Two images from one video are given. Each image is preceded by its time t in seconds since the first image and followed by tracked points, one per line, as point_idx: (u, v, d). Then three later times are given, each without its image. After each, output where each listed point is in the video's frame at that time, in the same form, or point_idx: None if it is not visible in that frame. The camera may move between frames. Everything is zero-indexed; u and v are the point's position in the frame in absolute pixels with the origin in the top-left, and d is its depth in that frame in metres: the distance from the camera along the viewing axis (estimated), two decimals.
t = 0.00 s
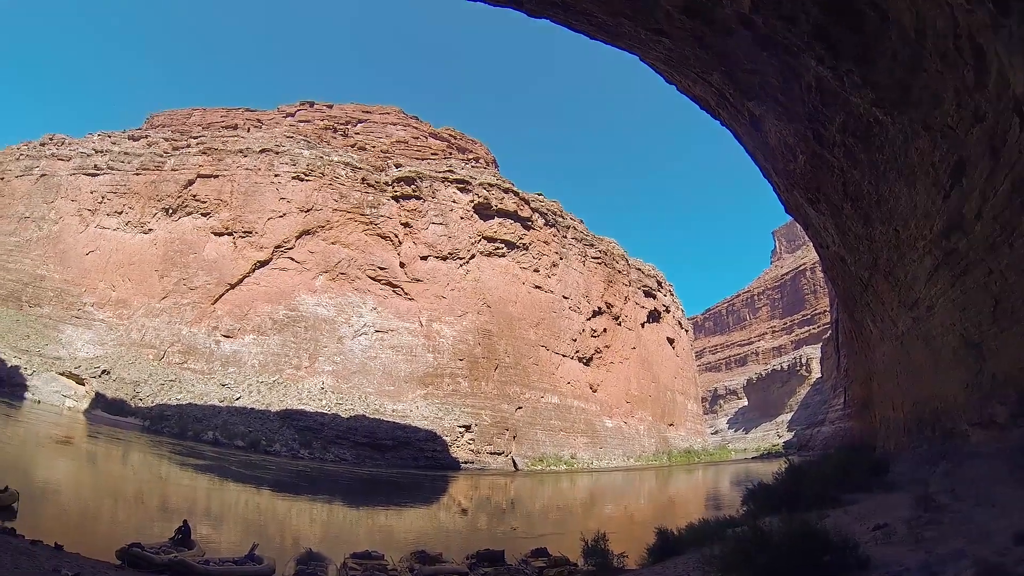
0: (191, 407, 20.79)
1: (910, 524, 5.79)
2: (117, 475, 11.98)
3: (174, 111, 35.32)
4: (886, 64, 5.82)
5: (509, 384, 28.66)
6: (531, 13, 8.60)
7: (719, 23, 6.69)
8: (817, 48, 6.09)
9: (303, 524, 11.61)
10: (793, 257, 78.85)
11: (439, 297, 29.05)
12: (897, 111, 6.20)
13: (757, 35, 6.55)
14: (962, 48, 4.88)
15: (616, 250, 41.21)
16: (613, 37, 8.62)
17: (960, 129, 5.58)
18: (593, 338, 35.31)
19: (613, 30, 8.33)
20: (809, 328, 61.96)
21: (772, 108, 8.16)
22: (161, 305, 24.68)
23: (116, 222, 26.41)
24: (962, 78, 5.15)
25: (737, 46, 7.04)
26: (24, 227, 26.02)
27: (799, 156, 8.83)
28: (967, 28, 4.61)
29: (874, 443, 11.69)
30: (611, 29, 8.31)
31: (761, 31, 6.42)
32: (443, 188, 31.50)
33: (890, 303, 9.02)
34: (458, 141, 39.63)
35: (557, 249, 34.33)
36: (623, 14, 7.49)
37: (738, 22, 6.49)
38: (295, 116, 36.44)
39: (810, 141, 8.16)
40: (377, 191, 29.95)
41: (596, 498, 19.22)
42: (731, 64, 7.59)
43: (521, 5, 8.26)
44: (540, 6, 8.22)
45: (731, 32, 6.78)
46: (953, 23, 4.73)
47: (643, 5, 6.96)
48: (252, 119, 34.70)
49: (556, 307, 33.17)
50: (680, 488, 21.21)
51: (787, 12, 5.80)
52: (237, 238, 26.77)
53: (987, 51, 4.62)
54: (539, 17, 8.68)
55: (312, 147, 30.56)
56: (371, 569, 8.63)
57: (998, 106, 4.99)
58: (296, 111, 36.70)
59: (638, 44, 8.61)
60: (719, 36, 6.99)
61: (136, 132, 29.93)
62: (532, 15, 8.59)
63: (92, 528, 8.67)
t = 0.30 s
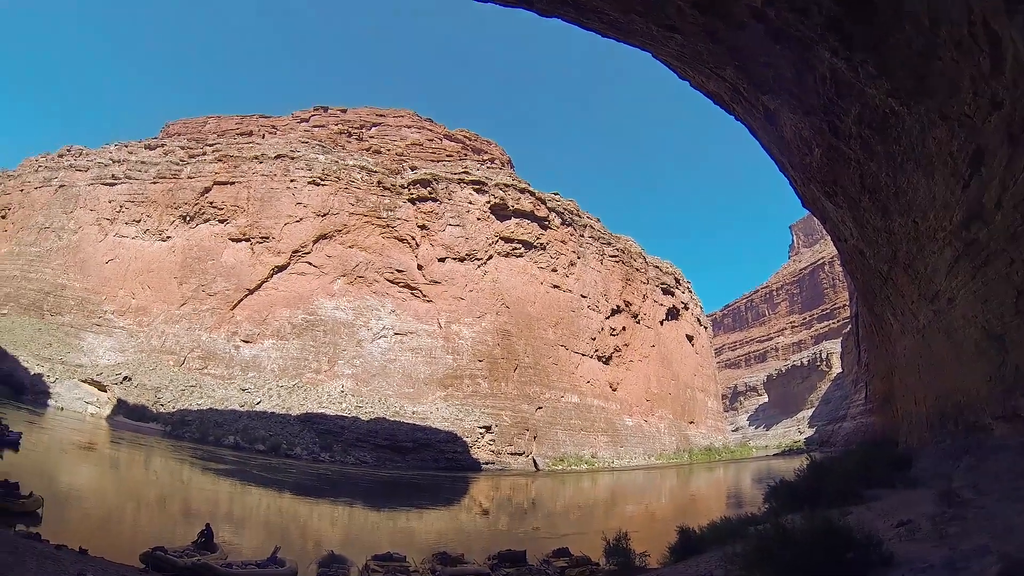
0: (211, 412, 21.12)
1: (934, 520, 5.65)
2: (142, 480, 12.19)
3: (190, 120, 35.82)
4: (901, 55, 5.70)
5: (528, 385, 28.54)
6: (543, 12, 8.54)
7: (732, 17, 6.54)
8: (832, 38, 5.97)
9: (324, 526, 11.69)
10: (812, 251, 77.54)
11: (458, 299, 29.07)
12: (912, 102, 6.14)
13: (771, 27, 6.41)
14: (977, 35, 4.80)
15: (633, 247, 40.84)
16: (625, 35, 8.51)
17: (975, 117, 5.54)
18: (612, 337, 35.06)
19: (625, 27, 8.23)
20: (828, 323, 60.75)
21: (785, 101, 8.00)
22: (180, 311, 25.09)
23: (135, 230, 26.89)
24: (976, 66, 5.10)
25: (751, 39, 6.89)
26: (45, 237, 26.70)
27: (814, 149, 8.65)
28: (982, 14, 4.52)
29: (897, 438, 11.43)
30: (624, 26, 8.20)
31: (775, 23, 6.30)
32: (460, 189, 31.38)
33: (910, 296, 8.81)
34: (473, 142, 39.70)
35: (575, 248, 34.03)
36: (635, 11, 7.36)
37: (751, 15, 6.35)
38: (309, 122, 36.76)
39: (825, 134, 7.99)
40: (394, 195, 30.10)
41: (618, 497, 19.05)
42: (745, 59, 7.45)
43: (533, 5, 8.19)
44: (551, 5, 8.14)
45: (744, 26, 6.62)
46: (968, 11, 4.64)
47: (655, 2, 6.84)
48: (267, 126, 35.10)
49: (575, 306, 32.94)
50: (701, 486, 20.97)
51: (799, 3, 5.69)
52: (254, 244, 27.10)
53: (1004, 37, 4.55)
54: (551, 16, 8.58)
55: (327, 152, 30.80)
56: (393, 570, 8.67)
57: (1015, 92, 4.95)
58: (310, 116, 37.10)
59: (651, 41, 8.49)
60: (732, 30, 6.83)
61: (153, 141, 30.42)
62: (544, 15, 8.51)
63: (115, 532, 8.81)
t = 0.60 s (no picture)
0: (231, 415, 21.43)
1: (957, 518, 5.52)
2: (164, 484, 12.41)
3: (206, 127, 36.32)
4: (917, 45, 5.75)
5: (548, 384, 28.41)
6: (555, 11, 8.52)
7: (744, 11, 6.35)
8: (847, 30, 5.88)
9: (345, 528, 11.79)
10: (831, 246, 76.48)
11: (476, 299, 29.10)
12: (930, 92, 6.19)
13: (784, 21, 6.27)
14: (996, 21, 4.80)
15: (651, 245, 40.46)
16: (638, 31, 8.42)
17: (995, 105, 5.64)
18: (631, 335, 34.84)
19: (638, 24, 8.14)
20: (848, 318, 59.85)
21: (800, 94, 7.85)
22: (200, 316, 25.50)
23: (153, 237, 27.39)
24: (996, 53, 5.30)
25: (764, 34, 6.72)
26: (65, 245, 27.23)
27: (831, 142, 8.49)
28: None
29: (920, 434, 11.18)
30: (636, 23, 8.11)
31: (787, 16, 6.16)
32: (476, 190, 31.35)
33: (931, 290, 8.61)
34: (488, 142, 39.72)
35: (593, 247, 33.72)
36: (646, 8, 7.22)
37: (764, 8, 6.21)
38: (325, 125, 37.06)
39: (842, 127, 7.85)
40: (410, 197, 30.23)
41: (638, 496, 18.92)
42: (758, 54, 7.30)
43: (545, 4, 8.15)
44: (564, 4, 8.09)
45: (757, 20, 6.44)
46: None
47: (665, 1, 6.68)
48: (283, 131, 35.47)
49: (594, 305, 32.76)
50: (722, 484, 20.76)
51: None
52: (272, 248, 27.43)
53: None
54: (563, 14, 8.50)
55: (343, 155, 31.02)
56: (415, 571, 8.70)
57: None
58: (326, 120, 37.37)
59: (665, 37, 8.37)
60: (744, 25, 6.63)
61: (171, 149, 30.91)
62: (556, 14, 8.45)
63: (140, 534, 9.02)
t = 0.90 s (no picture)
0: (252, 418, 21.72)
1: (983, 514, 5.39)
2: (187, 486, 12.60)
3: (222, 133, 36.79)
4: (934, 32, 5.67)
5: (568, 382, 28.30)
6: (567, 9, 8.46)
7: (759, 3, 6.30)
8: (861, 19, 5.82)
9: (366, 528, 11.87)
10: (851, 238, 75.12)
11: (495, 299, 29.10)
12: (948, 80, 6.05)
13: (798, 12, 6.21)
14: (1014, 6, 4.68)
15: (668, 241, 40.13)
16: (651, 27, 8.34)
17: (1014, 92, 5.49)
18: (650, 332, 34.60)
19: (651, 19, 8.07)
20: (869, 311, 58.72)
21: (815, 86, 7.71)
22: (220, 320, 25.91)
23: (172, 242, 27.87)
24: (1014, 39, 5.16)
25: (778, 26, 6.66)
26: (86, 253, 27.75)
27: (848, 134, 8.32)
28: None
29: (942, 428, 10.95)
30: (649, 19, 8.04)
31: (802, 7, 6.10)
32: (493, 190, 31.37)
33: (953, 281, 8.39)
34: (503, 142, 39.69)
35: (610, 244, 33.59)
36: (658, 3, 7.17)
37: (778, 2, 6.16)
38: (340, 129, 37.34)
39: (858, 118, 7.70)
40: (427, 197, 30.34)
41: (658, 493, 18.77)
42: (773, 46, 7.21)
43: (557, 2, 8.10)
44: (576, 2, 8.04)
45: (771, 12, 6.39)
46: None
47: None
48: (298, 135, 35.82)
49: (612, 303, 32.59)
50: (743, 481, 20.56)
51: None
52: (290, 251, 27.75)
53: None
54: (575, 12, 8.45)
55: (359, 158, 31.23)
56: (436, 571, 8.71)
57: None
58: (341, 123, 37.66)
59: (678, 32, 8.29)
60: (758, 17, 6.58)
61: (188, 156, 31.40)
62: (568, 12, 8.40)
63: (165, 535, 9.22)
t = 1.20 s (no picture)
0: (274, 421, 22.03)
1: (1010, 511, 5.28)
2: (208, 489, 12.82)
3: (239, 139, 37.33)
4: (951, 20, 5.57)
5: (589, 382, 28.15)
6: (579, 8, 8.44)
7: None
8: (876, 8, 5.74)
9: (388, 530, 11.94)
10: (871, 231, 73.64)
11: (515, 299, 29.08)
12: (966, 69, 5.93)
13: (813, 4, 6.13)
14: None
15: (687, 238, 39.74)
16: (664, 23, 8.28)
17: None
18: (670, 330, 34.32)
19: (664, 15, 8.01)
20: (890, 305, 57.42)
21: (831, 78, 7.58)
22: (240, 325, 26.34)
23: (191, 249, 28.39)
24: None
25: (793, 19, 6.59)
26: (107, 260, 28.37)
27: (865, 127, 8.17)
28: None
29: (967, 424, 10.72)
30: (662, 14, 7.99)
31: None
32: (511, 190, 31.35)
33: (975, 274, 8.19)
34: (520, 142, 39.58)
35: (629, 242, 33.38)
36: None
37: None
38: (357, 132, 37.63)
39: (876, 110, 7.56)
40: (445, 199, 30.44)
41: (680, 492, 18.61)
42: (788, 40, 7.11)
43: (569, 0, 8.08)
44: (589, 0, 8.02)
45: (785, 4, 6.32)
46: None
47: None
48: (315, 139, 36.22)
49: (633, 301, 32.36)
50: (765, 479, 20.32)
51: None
52: (309, 255, 28.09)
53: None
54: (588, 10, 8.41)
55: (376, 161, 31.44)
56: (458, 572, 8.75)
57: None
58: (357, 127, 37.97)
59: (692, 27, 8.21)
60: (772, 11, 6.51)
61: (206, 163, 31.94)
62: (581, 10, 8.37)
63: (188, 537, 9.42)
